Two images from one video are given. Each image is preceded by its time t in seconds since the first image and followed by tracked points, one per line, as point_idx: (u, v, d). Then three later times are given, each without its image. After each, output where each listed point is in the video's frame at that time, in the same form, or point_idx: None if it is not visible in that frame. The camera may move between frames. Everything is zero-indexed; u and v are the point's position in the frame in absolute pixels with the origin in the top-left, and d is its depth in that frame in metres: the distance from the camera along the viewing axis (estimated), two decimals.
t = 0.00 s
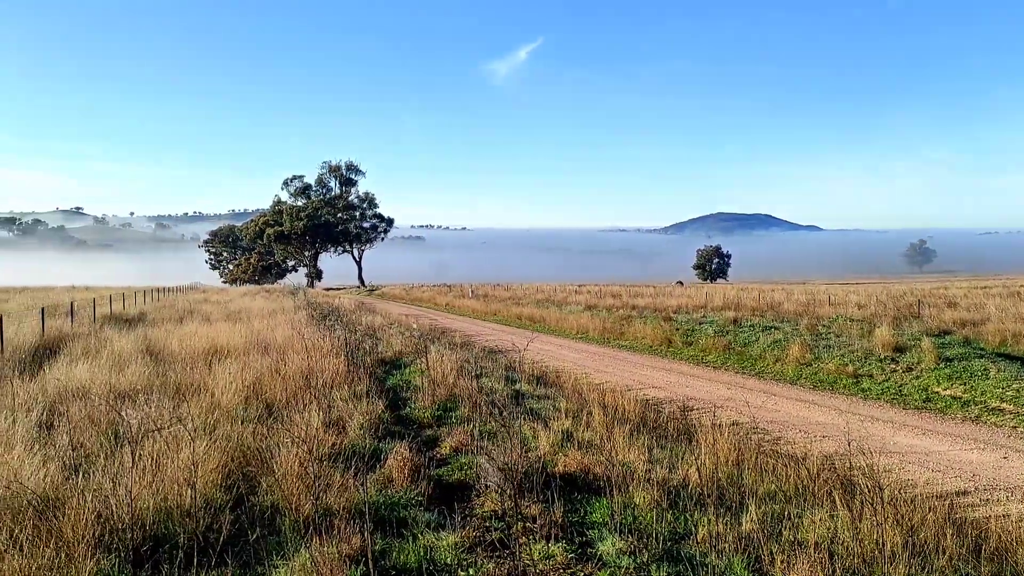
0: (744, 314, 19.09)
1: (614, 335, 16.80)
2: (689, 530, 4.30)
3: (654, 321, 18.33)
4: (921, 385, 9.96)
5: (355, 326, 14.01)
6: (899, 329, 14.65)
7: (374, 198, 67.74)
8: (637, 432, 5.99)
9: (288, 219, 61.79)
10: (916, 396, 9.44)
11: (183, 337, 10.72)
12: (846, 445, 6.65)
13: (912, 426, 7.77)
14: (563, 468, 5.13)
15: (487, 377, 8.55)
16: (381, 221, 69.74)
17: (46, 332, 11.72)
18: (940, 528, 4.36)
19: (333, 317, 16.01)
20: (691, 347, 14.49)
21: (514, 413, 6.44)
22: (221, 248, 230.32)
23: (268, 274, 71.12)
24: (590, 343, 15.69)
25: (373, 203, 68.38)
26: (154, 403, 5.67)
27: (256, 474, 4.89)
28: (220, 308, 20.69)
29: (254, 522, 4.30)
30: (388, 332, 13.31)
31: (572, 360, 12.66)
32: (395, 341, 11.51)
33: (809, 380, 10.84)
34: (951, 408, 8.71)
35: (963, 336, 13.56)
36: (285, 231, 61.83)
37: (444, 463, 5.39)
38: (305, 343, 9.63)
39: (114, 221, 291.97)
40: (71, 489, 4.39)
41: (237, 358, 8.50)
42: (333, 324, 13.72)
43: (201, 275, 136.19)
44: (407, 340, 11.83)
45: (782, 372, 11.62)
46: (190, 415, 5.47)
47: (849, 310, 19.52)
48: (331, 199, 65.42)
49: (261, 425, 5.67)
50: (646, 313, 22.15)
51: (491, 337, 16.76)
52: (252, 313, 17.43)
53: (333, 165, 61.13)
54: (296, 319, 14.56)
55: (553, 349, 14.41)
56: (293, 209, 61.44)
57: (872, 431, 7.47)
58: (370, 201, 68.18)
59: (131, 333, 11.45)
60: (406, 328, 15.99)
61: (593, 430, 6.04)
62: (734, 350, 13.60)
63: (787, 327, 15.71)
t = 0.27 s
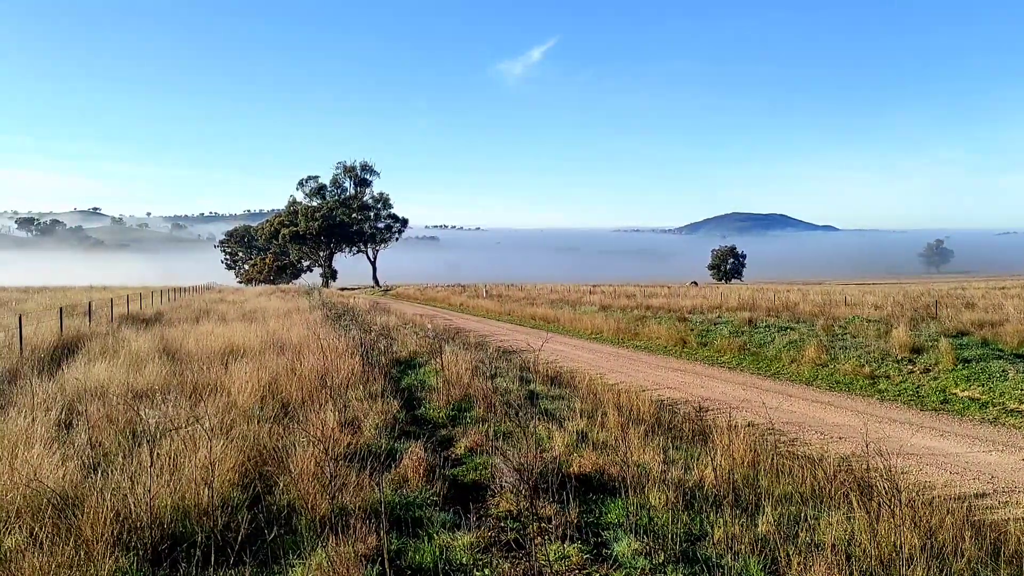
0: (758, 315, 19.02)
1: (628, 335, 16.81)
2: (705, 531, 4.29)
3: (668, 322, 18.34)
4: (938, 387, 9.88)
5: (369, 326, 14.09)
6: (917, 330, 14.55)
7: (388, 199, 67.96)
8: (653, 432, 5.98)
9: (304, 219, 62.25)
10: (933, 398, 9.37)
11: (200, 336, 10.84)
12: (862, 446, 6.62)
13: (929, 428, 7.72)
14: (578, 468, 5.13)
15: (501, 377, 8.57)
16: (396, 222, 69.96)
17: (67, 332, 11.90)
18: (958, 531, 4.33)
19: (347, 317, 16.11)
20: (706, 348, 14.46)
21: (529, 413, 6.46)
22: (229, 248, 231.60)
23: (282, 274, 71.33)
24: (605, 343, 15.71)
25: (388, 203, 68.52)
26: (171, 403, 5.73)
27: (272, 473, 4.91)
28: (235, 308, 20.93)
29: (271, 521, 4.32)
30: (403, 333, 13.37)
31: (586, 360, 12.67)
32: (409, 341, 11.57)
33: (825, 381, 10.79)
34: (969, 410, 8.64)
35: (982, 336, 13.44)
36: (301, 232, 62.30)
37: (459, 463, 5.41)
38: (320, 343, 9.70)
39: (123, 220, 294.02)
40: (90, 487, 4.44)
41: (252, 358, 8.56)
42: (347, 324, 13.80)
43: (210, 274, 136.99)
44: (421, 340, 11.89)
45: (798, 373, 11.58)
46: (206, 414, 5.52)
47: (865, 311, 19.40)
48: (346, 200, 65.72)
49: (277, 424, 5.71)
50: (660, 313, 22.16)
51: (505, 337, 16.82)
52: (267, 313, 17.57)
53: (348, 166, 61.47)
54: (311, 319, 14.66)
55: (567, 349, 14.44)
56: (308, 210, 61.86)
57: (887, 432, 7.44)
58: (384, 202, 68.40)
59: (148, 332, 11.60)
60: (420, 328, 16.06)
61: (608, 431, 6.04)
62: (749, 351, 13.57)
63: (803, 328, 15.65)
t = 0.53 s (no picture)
0: (773, 316, 18.96)
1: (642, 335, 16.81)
2: (721, 532, 4.28)
3: (683, 322, 18.32)
4: (957, 388, 9.81)
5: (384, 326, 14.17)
6: (935, 331, 14.46)
7: (403, 199, 68.17)
8: (669, 433, 5.97)
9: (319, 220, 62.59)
10: (951, 399, 9.31)
11: (217, 336, 10.95)
12: (879, 448, 6.58)
13: (945, 429, 7.67)
14: (593, 469, 5.13)
15: (516, 377, 8.58)
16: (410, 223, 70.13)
17: (86, 331, 12.06)
18: (977, 534, 4.29)
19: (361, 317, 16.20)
20: (721, 348, 14.44)
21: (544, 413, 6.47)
22: (236, 247, 232.81)
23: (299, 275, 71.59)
24: (619, 343, 15.73)
25: (402, 203, 68.68)
26: (188, 402, 5.78)
27: (288, 473, 4.94)
28: (251, 308, 21.13)
29: (287, 520, 4.34)
30: (418, 332, 13.44)
31: (600, 361, 12.68)
32: (424, 342, 11.61)
33: (841, 382, 10.75)
34: (988, 411, 8.57)
35: (1002, 337, 13.31)
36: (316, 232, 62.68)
37: (474, 463, 5.42)
38: (335, 343, 9.76)
39: (131, 220, 296.05)
40: (109, 485, 4.48)
41: (268, 357, 8.63)
42: (362, 324, 13.89)
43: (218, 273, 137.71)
44: (436, 340, 11.94)
45: (814, 373, 11.55)
46: (223, 414, 5.56)
47: (882, 311, 19.28)
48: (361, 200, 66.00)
49: (292, 424, 5.74)
50: (675, 313, 22.13)
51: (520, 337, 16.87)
52: (282, 313, 17.70)
53: (362, 166, 61.86)
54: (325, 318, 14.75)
55: (581, 349, 14.46)
56: (323, 210, 62.18)
57: (903, 434, 7.39)
58: (398, 202, 68.59)
59: (166, 332, 11.75)
60: (435, 327, 16.12)
61: (623, 431, 6.04)
62: (765, 352, 13.53)
63: (819, 329, 15.60)
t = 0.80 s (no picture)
0: (789, 316, 18.89)
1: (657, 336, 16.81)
2: (737, 534, 4.26)
3: (698, 322, 18.32)
4: (975, 389, 9.73)
5: (399, 326, 14.26)
6: (954, 331, 14.35)
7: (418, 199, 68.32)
8: (685, 434, 5.97)
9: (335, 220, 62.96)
10: (970, 400, 9.24)
11: (233, 336, 11.07)
12: (896, 450, 6.55)
13: (963, 431, 7.61)
14: (608, 469, 5.13)
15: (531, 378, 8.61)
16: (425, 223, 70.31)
17: (105, 330, 12.23)
18: (998, 537, 4.25)
19: (376, 318, 16.30)
20: (737, 348, 14.43)
21: (558, 414, 6.50)
22: (244, 246, 234.08)
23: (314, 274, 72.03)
24: (634, 343, 15.76)
25: (417, 203, 68.80)
26: (206, 402, 5.84)
27: (304, 472, 4.97)
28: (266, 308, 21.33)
29: (304, 519, 4.36)
30: (433, 333, 13.52)
31: (615, 361, 12.70)
32: (439, 341, 11.68)
33: (859, 383, 10.70)
34: (1007, 413, 8.50)
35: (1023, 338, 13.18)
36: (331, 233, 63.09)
37: (490, 463, 5.44)
38: (351, 343, 9.84)
39: (140, 220, 298.38)
40: (127, 484, 4.53)
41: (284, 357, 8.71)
42: (378, 324, 13.98)
43: (226, 272, 138.36)
44: (451, 340, 12.01)
45: (831, 374, 11.51)
46: (240, 413, 5.62)
47: (900, 312, 19.14)
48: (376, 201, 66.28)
49: (308, 423, 5.79)
50: (691, 313, 22.12)
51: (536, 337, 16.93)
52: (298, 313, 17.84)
53: (378, 167, 62.17)
54: (340, 318, 14.85)
55: (595, 349, 14.49)
56: (339, 210, 62.52)
57: (920, 435, 7.35)
58: (413, 202, 68.75)
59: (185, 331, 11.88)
60: (450, 327, 16.19)
61: (638, 432, 6.04)
62: (781, 352, 13.50)
63: (837, 330, 15.56)
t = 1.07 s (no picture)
0: (805, 317, 18.83)
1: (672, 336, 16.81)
2: (754, 535, 4.24)
3: (714, 322, 18.31)
4: (995, 391, 9.65)
5: (414, 326, 14.35)
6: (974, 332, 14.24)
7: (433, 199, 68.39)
8: (701, 436, 5.97)
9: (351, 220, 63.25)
10: (989, 401, 9.18)
11: (250, 335, 11.19)
12: (914, 452, 6.51)
13: (980, 432, 7.56)
14: (624, 470, 5.13)
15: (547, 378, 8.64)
16: (440, 223, 70.44)
17: (123, 329, 12.39)
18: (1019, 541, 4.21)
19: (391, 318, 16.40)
20: (753, 349, 14.41)
21: (574, 415, 6.53)
22: (252, 245, 235.18)
23: (329, 274, 72.39)
24: (649, 343, 15.78)
25: (432, 203, 68.90)
26: (223, 402, 5.91)
27: (321, 472, 5.00)
28: (281, 307, 21.49)
29: (321, 518, 4.38)
30: (449, 333, 13.60)
31: (629, 361, 12.72)
32: (453, 342, 11.74)
33: (876, 384, 10.66)
34: None
35: None
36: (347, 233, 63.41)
37: (505, 463, 5.46)
38: (367, 343, 9.91)
39: (164, 220, 302.55)
40: (146, 482, 4.58)
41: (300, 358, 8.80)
42: (393, 325, 14.07)
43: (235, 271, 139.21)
44: (466, 341, 12.08)
45: (848, 375, 11.48)
46: (257, 413, 5.69)
47: (918, 313, 19.01)
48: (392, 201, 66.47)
49: (325, 423, 5.84)
50: (706, 313, 22.10)
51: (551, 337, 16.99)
52: (314, 312, 17.96)
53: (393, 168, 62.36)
54: (355, 318, 14.95)
55: (610, 349, 14.53)
56: (355, 210, 62.78)
57: (937, 437, 7.31)
58: (428, 202, 68.87)
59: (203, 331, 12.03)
60: (465, 327, 16.26)
61: (654, 433, 6.05)
62: (797, 353, 13.48)
63: (854, 330, 15.52)
